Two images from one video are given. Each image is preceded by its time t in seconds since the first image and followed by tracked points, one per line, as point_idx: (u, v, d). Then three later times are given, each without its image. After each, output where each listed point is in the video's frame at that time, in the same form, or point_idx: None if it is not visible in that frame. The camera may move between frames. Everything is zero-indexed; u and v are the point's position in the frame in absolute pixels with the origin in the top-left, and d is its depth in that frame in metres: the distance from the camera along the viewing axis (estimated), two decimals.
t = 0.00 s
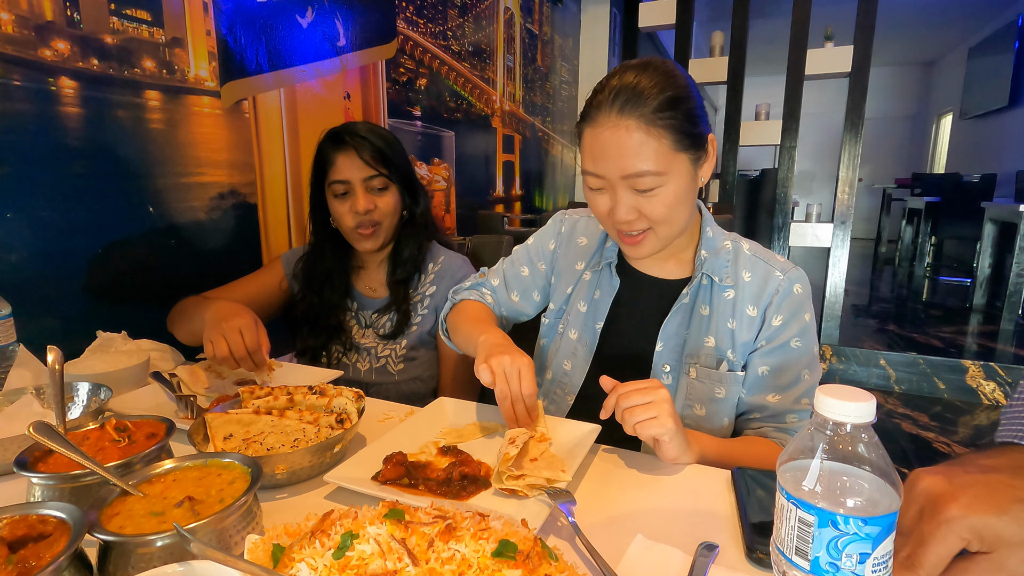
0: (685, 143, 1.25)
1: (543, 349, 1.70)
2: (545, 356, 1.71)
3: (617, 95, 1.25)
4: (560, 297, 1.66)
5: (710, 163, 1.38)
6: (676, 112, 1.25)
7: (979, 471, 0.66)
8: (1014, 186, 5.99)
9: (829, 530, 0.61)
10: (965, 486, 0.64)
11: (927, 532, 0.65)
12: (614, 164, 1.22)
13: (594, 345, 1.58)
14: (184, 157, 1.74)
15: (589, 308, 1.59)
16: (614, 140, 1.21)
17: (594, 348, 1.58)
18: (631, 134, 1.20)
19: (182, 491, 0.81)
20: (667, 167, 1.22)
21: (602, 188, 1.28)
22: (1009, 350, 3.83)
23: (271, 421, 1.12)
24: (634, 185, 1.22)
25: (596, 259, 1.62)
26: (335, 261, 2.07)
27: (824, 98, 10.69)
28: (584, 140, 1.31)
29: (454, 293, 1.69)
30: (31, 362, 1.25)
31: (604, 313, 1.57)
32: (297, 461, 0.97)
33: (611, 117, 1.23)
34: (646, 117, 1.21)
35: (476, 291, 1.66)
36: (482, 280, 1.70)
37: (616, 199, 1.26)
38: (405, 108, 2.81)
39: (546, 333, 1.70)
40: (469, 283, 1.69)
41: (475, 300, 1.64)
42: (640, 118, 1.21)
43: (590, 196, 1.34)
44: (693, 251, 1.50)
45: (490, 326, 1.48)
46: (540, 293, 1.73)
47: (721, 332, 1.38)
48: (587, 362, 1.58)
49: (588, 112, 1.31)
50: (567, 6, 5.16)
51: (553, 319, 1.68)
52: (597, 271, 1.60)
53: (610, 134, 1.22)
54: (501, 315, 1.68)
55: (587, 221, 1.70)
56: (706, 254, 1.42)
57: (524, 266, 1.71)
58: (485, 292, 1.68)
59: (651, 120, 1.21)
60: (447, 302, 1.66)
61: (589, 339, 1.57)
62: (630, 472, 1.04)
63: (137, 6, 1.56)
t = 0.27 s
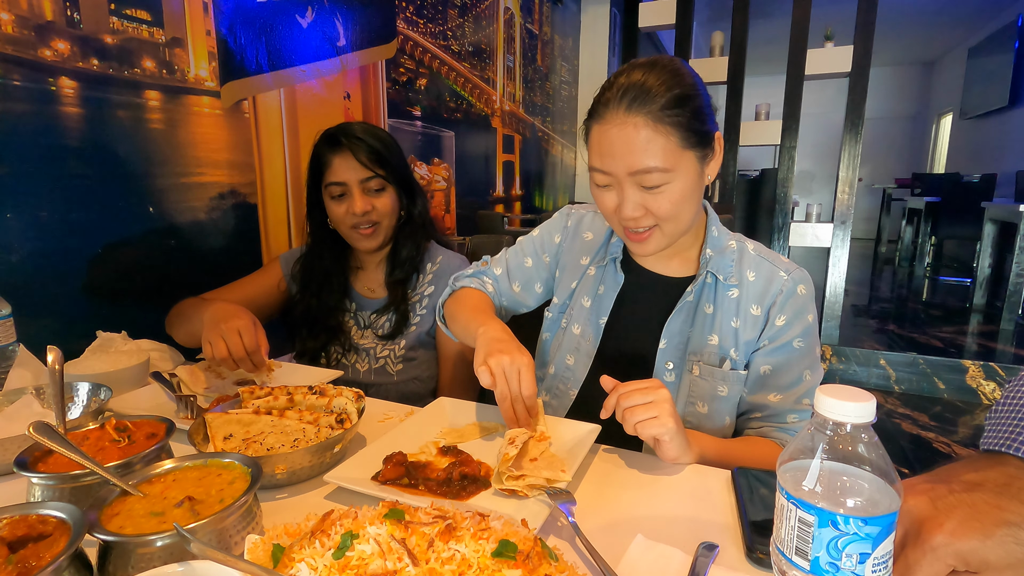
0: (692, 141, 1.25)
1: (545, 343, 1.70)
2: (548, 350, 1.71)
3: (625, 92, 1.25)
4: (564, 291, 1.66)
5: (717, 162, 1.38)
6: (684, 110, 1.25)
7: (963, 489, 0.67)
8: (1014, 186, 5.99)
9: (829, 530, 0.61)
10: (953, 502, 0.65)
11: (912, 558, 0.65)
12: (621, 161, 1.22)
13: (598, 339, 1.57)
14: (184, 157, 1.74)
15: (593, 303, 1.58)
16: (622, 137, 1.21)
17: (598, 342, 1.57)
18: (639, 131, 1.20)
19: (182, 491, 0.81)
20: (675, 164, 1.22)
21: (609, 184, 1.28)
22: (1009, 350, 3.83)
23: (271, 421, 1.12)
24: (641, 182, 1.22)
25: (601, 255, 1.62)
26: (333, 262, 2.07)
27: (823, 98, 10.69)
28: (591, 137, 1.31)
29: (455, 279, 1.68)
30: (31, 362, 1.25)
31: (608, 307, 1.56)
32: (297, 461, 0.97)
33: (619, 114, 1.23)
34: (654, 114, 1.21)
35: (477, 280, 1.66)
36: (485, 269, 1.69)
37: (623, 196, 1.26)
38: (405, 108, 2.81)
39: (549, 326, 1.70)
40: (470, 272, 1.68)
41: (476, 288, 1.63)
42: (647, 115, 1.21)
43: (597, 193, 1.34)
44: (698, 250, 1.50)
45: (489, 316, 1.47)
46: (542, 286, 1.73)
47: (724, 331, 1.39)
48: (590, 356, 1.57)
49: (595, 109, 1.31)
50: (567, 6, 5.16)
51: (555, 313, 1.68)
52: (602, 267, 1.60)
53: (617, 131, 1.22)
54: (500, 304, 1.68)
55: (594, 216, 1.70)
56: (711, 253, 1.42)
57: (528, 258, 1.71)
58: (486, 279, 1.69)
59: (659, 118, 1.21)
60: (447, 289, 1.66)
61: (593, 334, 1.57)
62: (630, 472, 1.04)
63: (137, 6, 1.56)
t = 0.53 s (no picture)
0: (701, 137, 1.26)
1: (548, 336, 1.70)
2: (549, 344, 1.71)
3: (636, 87, 1.26)
4: (569, 284, 1.66)
5: (724, 159, 1.39)
6: (694, 106, 1.25)
7: (963, 491, 0.67)
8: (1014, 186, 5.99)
9: (829, 530, 0.61)
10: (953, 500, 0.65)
11: (912, 559, 0.65)
12: (630, 154, 1.22)
13: (602, 332, 1.57)
14: (184, 157, 1.74)
15: (597, 297, 1.58)
16: (632, 131, 1.21)
17: (602, 335, 1.57)
18: (649, 125, 1.20)
19: (182, 491, 0.81)
20: (683, 158, 1.22)
21: (617, 178, 1.28)
22: (1009, 350, 3.84)
23: (271, 421, 1.12)
24: (650, 176, 1.22)
25: (607, 249, 1.63)
26: (331, 262, 2.07)
27: (823, 98, 10.70)
28: (601, 131, 1.31)
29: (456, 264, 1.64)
30: (31, 362, 1.25)
31: (612, 300, 1.56)
32: (297, 461, 0.97)
33: (629, 108, 1.24)
34: (664, 109, 1.22)
35: (480, 266, 1.62)
36: (488, 256, 1.65)
37: (631, 190, 1.26)
38: (405, 108, 2.81)
39: (551, 319, 1.69)
40: (473, 257, 1.64)
41: (478, 276, 1.59)
42: (658, 110, 1.21)
43: (605, 187, 1.34)
44: (702, 247, 1.50)
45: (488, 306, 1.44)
46: (545, 277, 1.72)
47: (727, 328, 1.39)
48: (593, 349, 1.57)
49: (606, 104, 1.32)
50: (567, 6, 5.16)
51: (559, 306, 1.68)
52: (607, 261, 1.60)
53: (628, 126, 1.22)
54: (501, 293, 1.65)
55: (601, 211, 1.70)
56: (716, 250, 1.42)
57: (532, 248, 1.69)
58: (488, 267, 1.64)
59: (669, 113, 1.22)
60: (448, 273, 1.62)
61: (596, 327, 1.57)
62: (630, 472, 1.04)
63: (137, 6, 1.56)
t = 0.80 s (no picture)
0: (712, 128, 1.27)
1: (550, 332, 1.70)
2: (551, 340, 1.71)
3: (647, 81, 1.26)
4: (572, 280, 1.66)
5: (730, 151, 1.41)
6: (704, 99, 1.27)
7: (964, 494, 0.67)
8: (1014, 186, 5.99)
9: (829, 530, 0.61)
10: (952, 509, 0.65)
11: (911, 560, 0.65)
12: (644, 146, 1.22)
13: (605, 326, 1.57)
14: (184, 157, 1.74)
15: (600, 292, 1.58)
16: (646, 123, 1.22)
17: (605, 330, 1.57)
18: (663, 117, 1.21)
19: (182, 491, 0.81)
20: (697, 149, 1.23)
21: (631, 171, 1.28)
22: (1008, 350, 3.84)
23: (271, 421, 1.12)
24: (664, 167, 1.23)
25: (611, 245, 1.63)
26: (330, 262, 2.07)
27: (823, 98, 10.70)
28: (612, 127, 1.31)
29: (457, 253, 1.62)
30: (31, 362, 1.25)
31: (615, 296, 1.56)
32: (297, 461, 0.97)
33: (642, 101, 1.24)
34: (677, 101, 1.23)
35: (481, 257, 1.60)
36: (490, 247, 1.63)
37: (645, 183, 1.26)
38: (405, 108, 2.81)
39: (553, 314, 1.69)
40: (475, 247, 1.62)
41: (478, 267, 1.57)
42: (672, 102, 1.22)
43: (616, 181, 1.34)
44: (705, 244, 1.50)
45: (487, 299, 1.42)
46: (546, 271, 1.71)
47: (731, 323, 1.39)
48: (597, 343, 1.57)
49: (616, 100, 1.32)
50: (567, 6, 5.16)
51: (562, 302, 1.68)
52: (611, 257, 1.59)
53: (641, 119, 1.23)
54: (500, 285, 1.62)
55: (606, 208, 1.70)
56: (719, 247, 1.42)
57: (535, 241, 1.67)
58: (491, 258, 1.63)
59: (683, 105, 1.23)
60: (449, 261, 1.59)
61: (599, 322, 1.56)
62: (629, 472, 1.04)
63: (138, 6, 1.56)
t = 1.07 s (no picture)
0: (719, 120, 1.28)
1: (551, 329, 1.69)
2: (552, 336, 1.70)
3: (653, 76, 1.28)
4: (574, 277, 1.66)
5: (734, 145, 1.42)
6: (710, 92, 1.28)
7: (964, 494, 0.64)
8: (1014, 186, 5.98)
9: (829, 530, 0.61)
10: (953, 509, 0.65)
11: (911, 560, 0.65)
12: (654, 140, 1.23)
13: (607, 323, 1.57)
14: (184, 157, 1.74)
15: (602, 289, 1.58)
16: (655, 117, 1.23)
17: (607, 327, 1.56)
18: (672, 110, 1.22)
19: (183, 491, 0.81)
20: (705, 141, 1.24)
21: (640, 166, 1.29)
22: (1008, 350, 3.84)
23: (271, 421, 1.12)
24: (674, 160, 1.23)
25: (613, 243, 1.63)
26: (329, 262, 2.06)
27: (823, 98, 10.70)
28: (620, 123, 1.32)
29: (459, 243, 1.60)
30: (31, 362, 1.25)
31: (617, 292, 1.56)
32: (297, 461, 0.97)
33: (651, 96, 1.25)
34: (685, 95, 1.24)
35: (483, 250, 1.58)
36: (493, 240, 1.62)
37: (655, 176, 1.27)
38: (405, 108, 2.81)
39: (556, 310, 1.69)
40: (478, 239, 1.61)
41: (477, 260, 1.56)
42: (680, 95, 1.24)
43: (625, 177, 1.34)
44: (706, 242, 1.51)
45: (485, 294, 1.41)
46: (547, 266, 1.69)
47: (732, 318, 1.39)
48: (599, 339, 1.57)
49: (622, 97, 1.33)
50: (567, 6, 5.16)
51: (564, 299, 1.68)
52: (613, 254, 1.60)
53: (650, 113, 1.24)
54: (499, 278, 1.61)
55: (608, 207, 1.70)
56: (720, 244, 1.42)
57: (538, 236, 1.66)
58: (492, 251, 1.61)
59: (690, 97, 1.24)
60: (451, 251, 1.57)
61: (602, 318, 1.56)
62: (629, 472, 1.04)
63: (137, 6, 1.56)
